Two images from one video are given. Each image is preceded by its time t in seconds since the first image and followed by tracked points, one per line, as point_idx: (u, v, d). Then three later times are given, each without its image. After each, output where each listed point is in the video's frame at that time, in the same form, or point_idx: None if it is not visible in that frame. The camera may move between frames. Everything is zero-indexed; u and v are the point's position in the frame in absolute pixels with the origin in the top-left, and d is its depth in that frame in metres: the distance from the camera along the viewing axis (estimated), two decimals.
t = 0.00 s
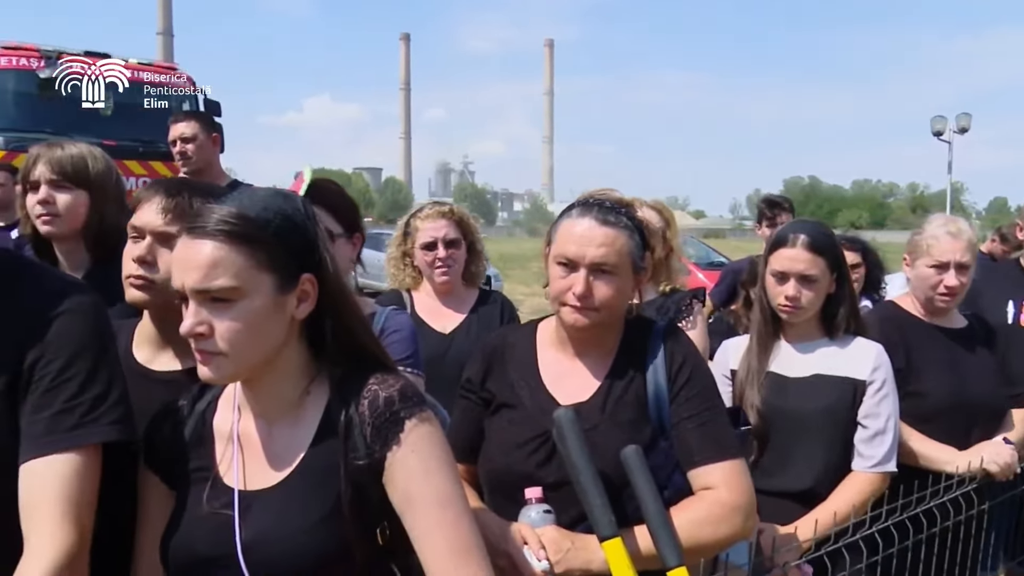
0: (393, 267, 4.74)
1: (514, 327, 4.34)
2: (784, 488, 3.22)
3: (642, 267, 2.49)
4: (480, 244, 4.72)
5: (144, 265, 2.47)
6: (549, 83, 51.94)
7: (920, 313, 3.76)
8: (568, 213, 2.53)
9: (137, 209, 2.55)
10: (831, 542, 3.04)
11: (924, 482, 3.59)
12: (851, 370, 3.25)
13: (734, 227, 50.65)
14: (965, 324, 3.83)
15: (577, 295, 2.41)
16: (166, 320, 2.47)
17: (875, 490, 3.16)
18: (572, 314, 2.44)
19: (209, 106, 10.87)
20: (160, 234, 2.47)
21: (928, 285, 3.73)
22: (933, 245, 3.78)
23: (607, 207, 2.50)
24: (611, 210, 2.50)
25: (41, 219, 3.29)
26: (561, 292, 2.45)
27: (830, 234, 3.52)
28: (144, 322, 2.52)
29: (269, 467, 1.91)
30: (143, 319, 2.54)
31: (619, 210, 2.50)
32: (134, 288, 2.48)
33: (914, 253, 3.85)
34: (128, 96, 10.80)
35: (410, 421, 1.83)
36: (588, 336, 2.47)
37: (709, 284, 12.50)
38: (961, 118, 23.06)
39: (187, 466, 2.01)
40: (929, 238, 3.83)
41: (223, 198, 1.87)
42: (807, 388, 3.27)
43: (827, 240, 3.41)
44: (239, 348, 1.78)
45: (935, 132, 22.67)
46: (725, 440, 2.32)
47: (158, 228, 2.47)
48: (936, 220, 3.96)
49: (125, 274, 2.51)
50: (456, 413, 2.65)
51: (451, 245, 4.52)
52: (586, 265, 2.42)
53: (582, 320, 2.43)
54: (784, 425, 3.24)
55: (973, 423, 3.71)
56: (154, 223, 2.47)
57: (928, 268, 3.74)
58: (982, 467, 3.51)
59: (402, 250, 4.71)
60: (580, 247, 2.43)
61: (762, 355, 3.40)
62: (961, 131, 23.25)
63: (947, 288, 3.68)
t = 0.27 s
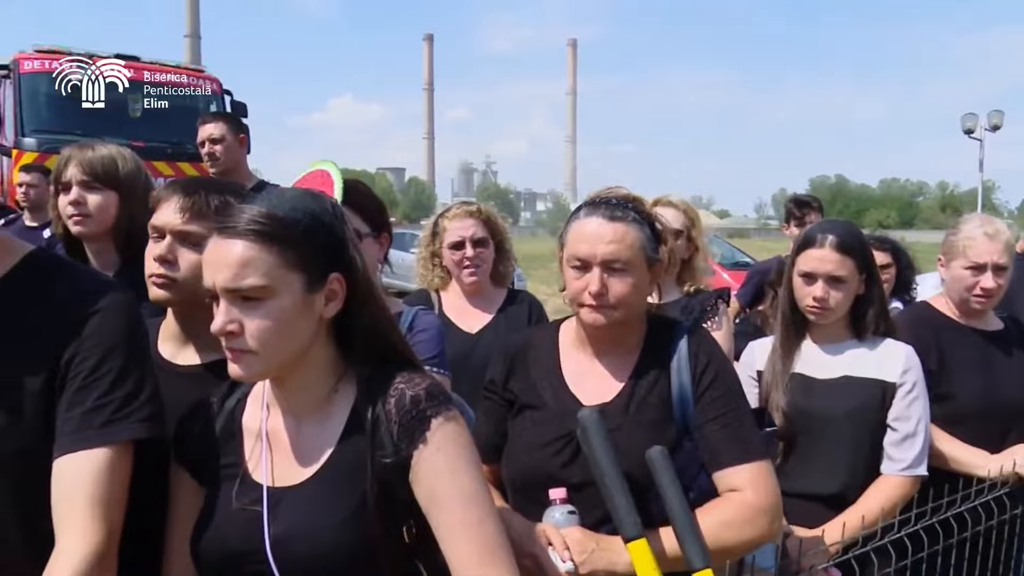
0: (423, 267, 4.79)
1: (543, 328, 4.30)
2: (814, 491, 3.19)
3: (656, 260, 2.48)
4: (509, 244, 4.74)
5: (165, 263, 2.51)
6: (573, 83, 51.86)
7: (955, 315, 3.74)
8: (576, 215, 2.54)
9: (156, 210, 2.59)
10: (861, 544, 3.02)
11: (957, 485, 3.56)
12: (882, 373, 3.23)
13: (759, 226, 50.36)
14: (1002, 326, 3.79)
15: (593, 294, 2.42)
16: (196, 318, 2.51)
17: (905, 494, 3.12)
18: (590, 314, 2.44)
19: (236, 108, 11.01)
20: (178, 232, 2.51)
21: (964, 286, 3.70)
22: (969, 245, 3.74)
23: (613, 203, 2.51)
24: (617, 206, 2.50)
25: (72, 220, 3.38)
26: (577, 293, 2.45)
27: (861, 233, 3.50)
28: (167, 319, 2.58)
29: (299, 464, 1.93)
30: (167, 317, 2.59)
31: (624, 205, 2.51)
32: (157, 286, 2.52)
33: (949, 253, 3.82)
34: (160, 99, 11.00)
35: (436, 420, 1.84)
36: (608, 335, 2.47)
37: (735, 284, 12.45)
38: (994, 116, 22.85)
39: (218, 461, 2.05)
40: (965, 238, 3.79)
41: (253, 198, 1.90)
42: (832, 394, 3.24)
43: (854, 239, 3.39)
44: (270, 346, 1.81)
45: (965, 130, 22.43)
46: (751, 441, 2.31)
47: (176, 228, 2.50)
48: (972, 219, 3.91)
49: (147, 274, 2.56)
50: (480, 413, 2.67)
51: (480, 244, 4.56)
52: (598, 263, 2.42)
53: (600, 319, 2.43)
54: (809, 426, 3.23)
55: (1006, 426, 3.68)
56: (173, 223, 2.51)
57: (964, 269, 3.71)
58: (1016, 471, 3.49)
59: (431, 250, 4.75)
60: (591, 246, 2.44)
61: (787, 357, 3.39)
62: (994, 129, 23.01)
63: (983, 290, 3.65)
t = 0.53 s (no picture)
0: (454, 267, 4.82)
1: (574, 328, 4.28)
2: (850, 494, 3.15)
3: (680, 254, 2.51)
4: (540, 244, 4.77)
5: (194, 260, 2.57)
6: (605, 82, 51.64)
7: (996, 316, 3.69)
8: (596, 216, 2.56)
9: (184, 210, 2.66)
10: (897, 550, 2.99)
11: (996, 490, 3.51)
12: (919, 375, 3.19)
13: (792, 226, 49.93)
14: None
15: (625, 292, 2.42)
16: (231, 317, 2.56)
17: (943, 498, 3.08)
18: (622, 313, 2.44)
19: (270, 109, 11.12)
20: (207, 230, 2.57)
21: (1007, 287, 3.65)
22: (1012, 246, 3.70)
23: (634, 202, 2.54)
24: (638, 204, 2.53)
25: (112, 219, 3.51)
26: (607, 293, 2.44)
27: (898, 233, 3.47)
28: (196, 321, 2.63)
29: (334, 460, 1.96)
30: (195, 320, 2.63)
31: (646, 203, 2.53)
32: (187, 284, 2.57)
33: (992, 253, 3.78)
34: (196, 101, 11.15)
35: (470, 419, 1.87)
36: (639, 333, 2.47)
37: (769, 284, 12.36)
38: None
39: (256, 456, 2.08)
40: (1009, 238, 3.74)
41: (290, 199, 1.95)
42: (867, 398, 3.19)
43: (891, 238, 3.38)
44: (307, 344, 1.84)
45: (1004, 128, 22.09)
46: (782, 442, 2.30)
47: (203, 225, 2.57)
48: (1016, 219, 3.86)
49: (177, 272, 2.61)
50: (506, 415, 2.66)
51: (509, 243, 4.55)
52: (627, 261, 2.44)
53: (632, 317, 2.43)
54: (843, 429, 3.19)
55: None
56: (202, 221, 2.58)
57: (1007, 270, 3.67)
58: None
59: (462, 250, 4.81)
60: (618, 244, 2.46)
61: (818, 360, 3.35)
62: None
63: None
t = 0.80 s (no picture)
0: (482, 266, 4.83)
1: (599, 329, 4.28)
2: (885, 497, 3.11)
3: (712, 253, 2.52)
4: (568, 244, 4.75)
5: (227, 255, 2.63)
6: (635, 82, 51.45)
7: None
8: (630, 216, 2.55)
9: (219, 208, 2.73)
10: (935, 555, 2.97)
11: None
12: (954, 376, 3.16)
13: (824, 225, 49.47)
14: None
15: (662, 291, 2.41)
16: (268, 313, 2.59)
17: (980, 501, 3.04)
18: (658, 313, 2.43)
19: (303, 110, 11.22)
20: (241, 226, 2.64)
21: None
22: None
23: (668, 202, 2.54)
24: (673, 203, 2.53)
25: (151, 220, 3.58)
26: (644, 293, 2.44)
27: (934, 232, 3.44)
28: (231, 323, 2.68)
29: (368, 457, 1.99)
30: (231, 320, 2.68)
31: (679, 202, 2.54)
32: (219, 278, 2.63)
33: None
34: (231, 103, 11.27)
35: (503, 417, 1.89)
36: (673, 333, 2.47)
37: (801, 285, 12.27)
38: None
39: (292, 453, 2.11)
40: None
41: (326, 200, 2.00)
42: (904, 399, 3.16)
43: (926, 238, 3.35)
44: (342, 343, 1.90)
45: None
46: (816, 443, 2.29)
47: (239, 222, 2.64)
48: None
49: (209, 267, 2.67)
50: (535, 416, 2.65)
51: (537, 243, 4.55)
52: (666, 260, 2.44)
53: (669, 316, 2.43)
54: (877, 431, 3.16)
55: None
56: (237, 218, 2.65)
57: None
58: None
59: (490, 249, 4.81)
60: (655, 243, 2.45)
61: (850, 360, 3.33)
62: None
63: None
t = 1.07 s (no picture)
0: (506, 266, 4.84)
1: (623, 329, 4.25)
2: (916, 500, 3.06)
3: (742, 253, 2.52)
4: (591, 244, 4.76)
5: (262, 248, 2.67)
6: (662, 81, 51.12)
7: None
8: (660, 215, 2.54)
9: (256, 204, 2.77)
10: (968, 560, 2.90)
11: None
12: (987, 379, 3.12)
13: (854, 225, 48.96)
14: None
15: (695, 291, 2.39)
16: (300, 310, 2.64)
17: (1013, 505, 2.97)
18: (690, 313, 2.41)
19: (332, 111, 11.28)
20: (276, 221, 2.67)
21: None
22: None
23: (699, 201, 2.53)
24: (704, 202, 2.53)
25: (185, 214, 3.74)
26: (676, 293, 2.42)
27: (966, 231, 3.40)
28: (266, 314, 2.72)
29: (398, 454, 2.02)
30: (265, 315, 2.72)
31: (711, 201, 2.53)
32: (254, 272, 2.65)
33: None
34: (260, 104, 11.36)
35: (532, 416, 1.92)
36: (703, 334, 2.46)
37: (832, 285, 12.14)
38: None
39: (322, 451, 2.13)
40: None
41: (357, 201, 2.04)
42: (936, 400, 3.12)
43: (958, 237, 3.32)
44: (373, 341, 1.93)
45: None
46: (846, 445, 2.27)
47: (274, 217, 2.67)
48: None
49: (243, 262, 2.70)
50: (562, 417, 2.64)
51: (561, 244, 4.53)
52: (698, 259, 2.42)
53: (702, 317, 2.40)
54: (908, 433, 3.12)
55: None
56: (273, 213, 2.68)
57: None
58: None
59: (514, 249, 4.81)
60: (687, 243, 2.44)
61: (881, 361, 3.31)
62: None
63: None
